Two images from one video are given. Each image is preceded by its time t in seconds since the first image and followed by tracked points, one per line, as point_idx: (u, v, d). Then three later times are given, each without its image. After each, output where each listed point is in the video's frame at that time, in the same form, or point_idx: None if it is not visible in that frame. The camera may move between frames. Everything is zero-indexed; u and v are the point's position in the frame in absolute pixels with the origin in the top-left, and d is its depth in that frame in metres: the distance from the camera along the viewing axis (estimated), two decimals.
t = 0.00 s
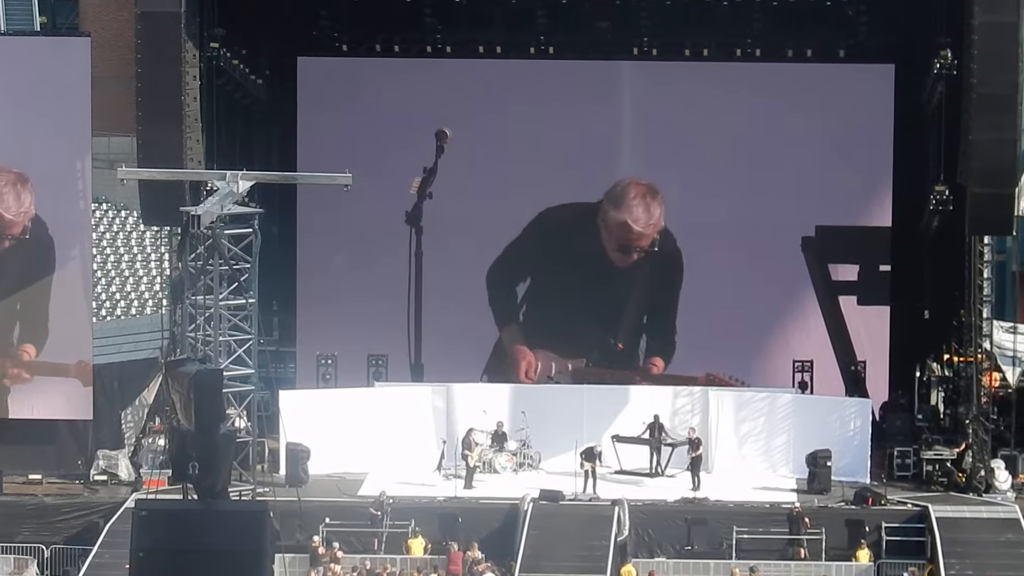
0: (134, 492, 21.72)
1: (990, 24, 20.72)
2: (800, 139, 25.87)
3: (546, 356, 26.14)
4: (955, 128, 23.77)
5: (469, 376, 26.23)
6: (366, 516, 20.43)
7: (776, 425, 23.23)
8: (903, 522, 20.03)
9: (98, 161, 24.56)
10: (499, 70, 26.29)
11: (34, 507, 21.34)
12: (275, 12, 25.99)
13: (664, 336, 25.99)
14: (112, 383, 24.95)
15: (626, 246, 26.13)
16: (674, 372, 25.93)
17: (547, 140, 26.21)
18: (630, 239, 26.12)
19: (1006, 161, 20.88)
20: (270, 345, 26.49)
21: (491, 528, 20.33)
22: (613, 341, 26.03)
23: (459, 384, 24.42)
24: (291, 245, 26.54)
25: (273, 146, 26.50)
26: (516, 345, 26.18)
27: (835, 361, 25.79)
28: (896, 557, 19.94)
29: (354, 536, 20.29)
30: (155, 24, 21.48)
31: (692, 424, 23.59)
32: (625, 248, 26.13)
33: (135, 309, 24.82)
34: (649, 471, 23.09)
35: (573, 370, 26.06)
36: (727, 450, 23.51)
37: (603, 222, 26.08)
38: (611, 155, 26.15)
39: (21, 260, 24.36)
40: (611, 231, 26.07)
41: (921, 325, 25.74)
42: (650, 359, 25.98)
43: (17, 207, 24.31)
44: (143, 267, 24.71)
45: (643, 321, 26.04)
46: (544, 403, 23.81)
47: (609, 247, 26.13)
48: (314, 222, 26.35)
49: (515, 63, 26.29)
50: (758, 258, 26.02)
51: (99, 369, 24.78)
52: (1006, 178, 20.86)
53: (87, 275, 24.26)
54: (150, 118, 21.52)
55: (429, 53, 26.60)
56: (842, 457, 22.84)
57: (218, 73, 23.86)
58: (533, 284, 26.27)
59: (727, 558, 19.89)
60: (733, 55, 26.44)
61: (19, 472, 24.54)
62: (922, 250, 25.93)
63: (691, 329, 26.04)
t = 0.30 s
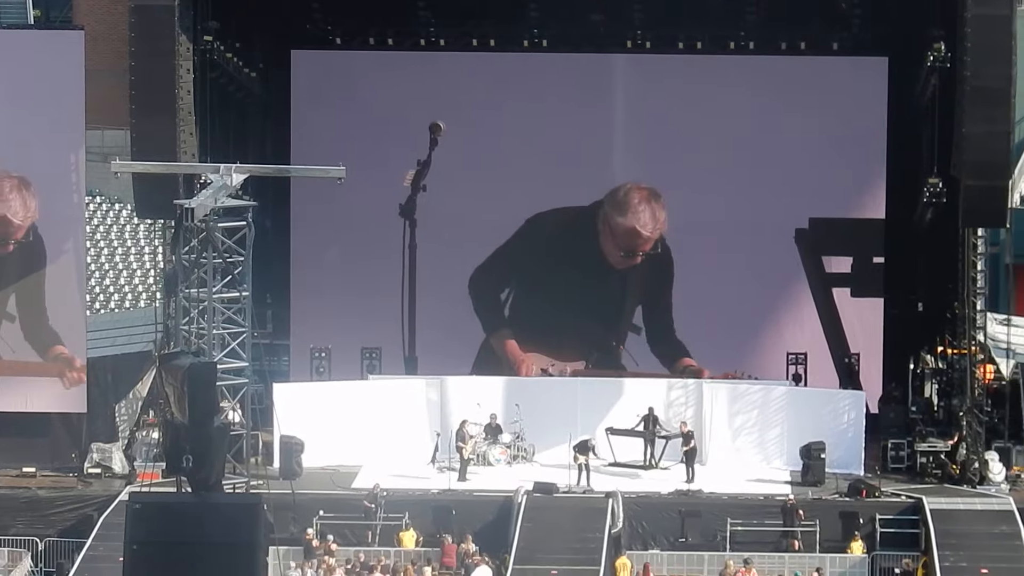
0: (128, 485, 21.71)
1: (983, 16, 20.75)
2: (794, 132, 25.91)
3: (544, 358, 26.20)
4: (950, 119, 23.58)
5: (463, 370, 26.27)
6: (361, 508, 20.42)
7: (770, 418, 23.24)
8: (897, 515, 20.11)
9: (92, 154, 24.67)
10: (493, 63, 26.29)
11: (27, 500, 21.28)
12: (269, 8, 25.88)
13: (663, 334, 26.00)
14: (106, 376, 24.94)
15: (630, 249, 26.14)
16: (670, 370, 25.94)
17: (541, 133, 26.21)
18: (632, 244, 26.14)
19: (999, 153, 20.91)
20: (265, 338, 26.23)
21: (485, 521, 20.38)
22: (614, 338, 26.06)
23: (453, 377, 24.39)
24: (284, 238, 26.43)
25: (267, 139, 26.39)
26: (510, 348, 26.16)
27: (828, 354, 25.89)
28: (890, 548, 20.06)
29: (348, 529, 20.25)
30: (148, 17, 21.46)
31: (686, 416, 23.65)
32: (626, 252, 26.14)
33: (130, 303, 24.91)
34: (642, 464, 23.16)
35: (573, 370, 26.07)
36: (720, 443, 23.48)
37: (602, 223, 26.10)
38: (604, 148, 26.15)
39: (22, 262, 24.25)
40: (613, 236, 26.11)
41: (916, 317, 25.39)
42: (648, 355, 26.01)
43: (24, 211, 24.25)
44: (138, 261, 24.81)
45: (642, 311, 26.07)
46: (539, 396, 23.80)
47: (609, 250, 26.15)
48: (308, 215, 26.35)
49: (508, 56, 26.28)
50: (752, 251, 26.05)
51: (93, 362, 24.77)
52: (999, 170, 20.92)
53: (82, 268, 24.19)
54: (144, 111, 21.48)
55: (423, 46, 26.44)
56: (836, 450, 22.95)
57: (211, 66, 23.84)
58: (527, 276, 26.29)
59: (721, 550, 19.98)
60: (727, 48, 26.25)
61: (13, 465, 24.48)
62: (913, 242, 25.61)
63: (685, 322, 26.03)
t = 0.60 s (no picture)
0: (122, 480, 21.73)
1: (978, 12, 20.80)
2: (789, 127, 25.93)
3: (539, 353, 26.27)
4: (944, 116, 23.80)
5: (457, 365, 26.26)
6: (355, 504, 20.44)
7: (763, 415, 23.30)
8: (892, 511, 20.16)
9: (87, 149, 24.71)
10: (488, 58, 26.27)
11: (23, 495, 21.37)
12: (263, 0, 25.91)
13: (649, 330, 26.03)
14: (100, 368, 24.77)
15: (631, 249, 26.11)
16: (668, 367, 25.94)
17: (537, 128, 26.21)
18: (634, 243, 26.11)
19: (994, 150, 20.95)
20: (259, 332, 26.45)
21: (479, 517, 20.37)
22: (611, 335, 26.16)
23: (447, 372, 24.41)
24: (279, 232, 26.46)
25: (262, 136, 26.35)
26: (507, 343, 26.23)
27: (822, 350, 25.92)
28: (884, 545, 20.07)
29: (343, 524, 20.31)
30: (145, 11, 21.48)
31: (681, 413, 23.64)
32: (630, 253, 26.10)
33: (124, 296, 24.69)
34: (637, 460, 23.13)
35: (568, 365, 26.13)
36: (715, 439, 23.54)
37: (601, 221, 26.11)
38: (599, 143, 26.15)
39: (17, 260, 24.35)
40: (614, 234, 26.10)
41: (912, 314, 25.56)
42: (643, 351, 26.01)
43: (30, 212, 24.29)
44: (132, 254, 24.65)
45: (630, 311, 26.08)
46: (533, 392, 23.85)
47: (611, 248, 26.13)
48: (303, 209, 26.33)
49: (503, 51, 26.27)
50: (746, 247, 26.06)
51: (87, 357, 24.63)
52: (994, 167, 20.93)
53: (77, 262, 24.25)
54: (140, 105, 21.45)
55: (418, 41, 26.58)
56: (830, 447, 22.97)
57: (207, 60, 23.83)
58: (522, 271, 26.29)
59: (716, 546, 19.92)
60: (721, 44, 26.40)
61: (9, 459, 24.51)
62: (909, 239, 25.77)
63: (678, 318, 26.09)
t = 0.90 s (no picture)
0: (118, 474, 21.75)
1: (974, 6, 20.80)
2: (785, 123, 25.95)
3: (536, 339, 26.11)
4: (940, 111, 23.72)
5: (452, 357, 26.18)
6: (351, 497, 20.45)
7: (758, 409, 23.33)
8: (888, 505, 20.11)
9: (82, 144, 24.52)
10: (484, 53, 26.28)
11: (19, 489, 21.31)
12: None
13: (643, 325, 25.96)
14: (95, 361, 24.74)
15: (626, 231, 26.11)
16: (651, 346, 25.85)
17: (532, 122, 26.22)
18: (637, 227, 26.09)
19: (990, 144, 20.97)
20: (255, 327, 26.12)
21: (475, 511, 20.37)
22: (602, 312, 26.09)
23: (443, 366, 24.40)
24: (274, 228, 26.49)
25: (257, 124, 26.24)
26: (506, 326, 26.18)
27: (817, 343, 25.89)
28: (879, 539, 20.08)
29: (339, 518, 20.25)
30: (142, 6, 21.48)
31: (677, 407, 23.73)
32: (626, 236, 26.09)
33: (120, 292, 24.59)
34: (632, 454, 23.12)
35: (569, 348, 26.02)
36: (710, 433, 23.53)
37: (600, 211, 26.15)
38: (595, 139, 26.16)
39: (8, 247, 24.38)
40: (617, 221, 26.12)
41: (905, 307, 25.61)
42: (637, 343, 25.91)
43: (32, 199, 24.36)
44: (128, 249, 24.53)
45: (620, 295, 26.05)
46: (528, 386, 23.82)
47: (616, 235, 26.12)
48: (300, 204, 26.40)
49: (500, 47, 26.28)
50: (742, 243, 26.05)
51: (82, 351, 24.62)
52: (990, 161, 20.95)
53: (72, 255, 24.36)
54: (137, 100, 21.45)
55: (413, 37, 26.41)
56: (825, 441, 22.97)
57: (203, 54, 23.83)
58: (517, 264, 26.26)
59: (711, 540, 19.98)
60: (717, 39, 26.32)
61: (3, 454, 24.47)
62: (905, 231, 25.74)
63: (673, 311, 26.02)
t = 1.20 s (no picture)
0: (113, 463, 21.74)
1: None
2: (779, 112, 25.96)
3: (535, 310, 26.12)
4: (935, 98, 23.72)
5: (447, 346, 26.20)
6: (346, 486, 20.44)
7: (753, 398, 23.35)
8: (882, 494, 20.20)
9: (78, 133, 24.66)
10: (478, 42, 26.23)
11: (14, 478, 21.31)
12: None
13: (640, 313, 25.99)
14: (90, 350, 24.67)
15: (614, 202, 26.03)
16: (651, 309, 25.97)
17: (527, 110, 26.20)
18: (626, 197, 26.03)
19: (985, 133, 20.96)
20: (250, 316, 26.04)
21: (471, 500, 20.37)
22: (599, 278, 26.10)
23: (438, 355, 24.38)
24: (269, 217, 26.43)
25: (252, 115, 26.12)
26: (505, 293, 26.18)
27: (812, 331, 25.96)
28: (875, 527, 20.17)
29: (334, 507, 20.24)
30: None
31: (672, 395, 23.73)
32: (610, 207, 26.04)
33: (115, 281, 24.57)
34: (628, 443, 23.13)
35: (569, 317, 26.05)
36: (705, 422, 23.57)
37: (588, 192, 26.11)
38: (590, 128, 26.13)
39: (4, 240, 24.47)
40: (605, 198, 26.07)
41: (900, 296, 25.36)
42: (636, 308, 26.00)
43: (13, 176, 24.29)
44: (123, 239, 24.50)
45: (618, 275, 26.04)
46: (522, 374, 23.84)
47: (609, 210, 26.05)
48: (294, 193, 26.33)
49: (494, 35, 26.23)
50: (737, 232, 26.07)
51: (76, 341, 24.54)
52: (984, 150, 20.95)
53: (67, 245, 24.31)
54: (131, 90, 21.39)
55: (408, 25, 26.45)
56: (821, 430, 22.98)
57: (197, 44, 23.79)
58: (511, 252, 26.23)
59: (707, 529, 20.05)
60: (712, 27, 26.21)
61: None
62: (900, 219, 25.52)
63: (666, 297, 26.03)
